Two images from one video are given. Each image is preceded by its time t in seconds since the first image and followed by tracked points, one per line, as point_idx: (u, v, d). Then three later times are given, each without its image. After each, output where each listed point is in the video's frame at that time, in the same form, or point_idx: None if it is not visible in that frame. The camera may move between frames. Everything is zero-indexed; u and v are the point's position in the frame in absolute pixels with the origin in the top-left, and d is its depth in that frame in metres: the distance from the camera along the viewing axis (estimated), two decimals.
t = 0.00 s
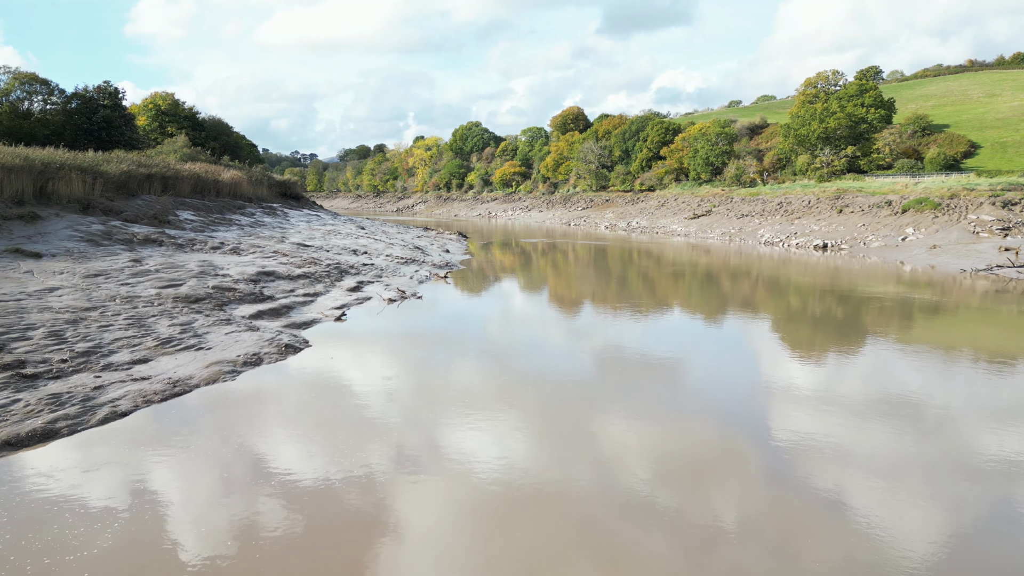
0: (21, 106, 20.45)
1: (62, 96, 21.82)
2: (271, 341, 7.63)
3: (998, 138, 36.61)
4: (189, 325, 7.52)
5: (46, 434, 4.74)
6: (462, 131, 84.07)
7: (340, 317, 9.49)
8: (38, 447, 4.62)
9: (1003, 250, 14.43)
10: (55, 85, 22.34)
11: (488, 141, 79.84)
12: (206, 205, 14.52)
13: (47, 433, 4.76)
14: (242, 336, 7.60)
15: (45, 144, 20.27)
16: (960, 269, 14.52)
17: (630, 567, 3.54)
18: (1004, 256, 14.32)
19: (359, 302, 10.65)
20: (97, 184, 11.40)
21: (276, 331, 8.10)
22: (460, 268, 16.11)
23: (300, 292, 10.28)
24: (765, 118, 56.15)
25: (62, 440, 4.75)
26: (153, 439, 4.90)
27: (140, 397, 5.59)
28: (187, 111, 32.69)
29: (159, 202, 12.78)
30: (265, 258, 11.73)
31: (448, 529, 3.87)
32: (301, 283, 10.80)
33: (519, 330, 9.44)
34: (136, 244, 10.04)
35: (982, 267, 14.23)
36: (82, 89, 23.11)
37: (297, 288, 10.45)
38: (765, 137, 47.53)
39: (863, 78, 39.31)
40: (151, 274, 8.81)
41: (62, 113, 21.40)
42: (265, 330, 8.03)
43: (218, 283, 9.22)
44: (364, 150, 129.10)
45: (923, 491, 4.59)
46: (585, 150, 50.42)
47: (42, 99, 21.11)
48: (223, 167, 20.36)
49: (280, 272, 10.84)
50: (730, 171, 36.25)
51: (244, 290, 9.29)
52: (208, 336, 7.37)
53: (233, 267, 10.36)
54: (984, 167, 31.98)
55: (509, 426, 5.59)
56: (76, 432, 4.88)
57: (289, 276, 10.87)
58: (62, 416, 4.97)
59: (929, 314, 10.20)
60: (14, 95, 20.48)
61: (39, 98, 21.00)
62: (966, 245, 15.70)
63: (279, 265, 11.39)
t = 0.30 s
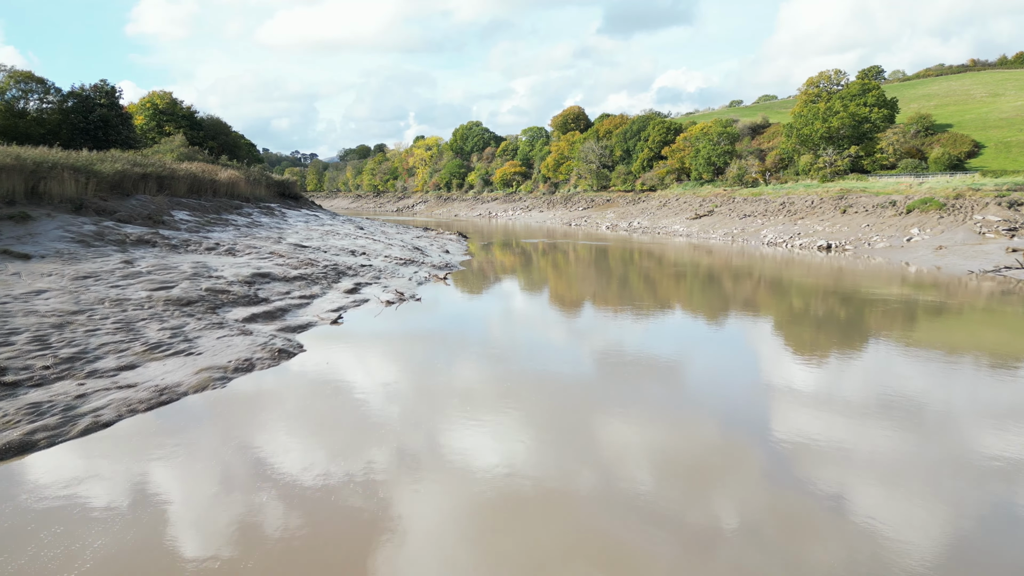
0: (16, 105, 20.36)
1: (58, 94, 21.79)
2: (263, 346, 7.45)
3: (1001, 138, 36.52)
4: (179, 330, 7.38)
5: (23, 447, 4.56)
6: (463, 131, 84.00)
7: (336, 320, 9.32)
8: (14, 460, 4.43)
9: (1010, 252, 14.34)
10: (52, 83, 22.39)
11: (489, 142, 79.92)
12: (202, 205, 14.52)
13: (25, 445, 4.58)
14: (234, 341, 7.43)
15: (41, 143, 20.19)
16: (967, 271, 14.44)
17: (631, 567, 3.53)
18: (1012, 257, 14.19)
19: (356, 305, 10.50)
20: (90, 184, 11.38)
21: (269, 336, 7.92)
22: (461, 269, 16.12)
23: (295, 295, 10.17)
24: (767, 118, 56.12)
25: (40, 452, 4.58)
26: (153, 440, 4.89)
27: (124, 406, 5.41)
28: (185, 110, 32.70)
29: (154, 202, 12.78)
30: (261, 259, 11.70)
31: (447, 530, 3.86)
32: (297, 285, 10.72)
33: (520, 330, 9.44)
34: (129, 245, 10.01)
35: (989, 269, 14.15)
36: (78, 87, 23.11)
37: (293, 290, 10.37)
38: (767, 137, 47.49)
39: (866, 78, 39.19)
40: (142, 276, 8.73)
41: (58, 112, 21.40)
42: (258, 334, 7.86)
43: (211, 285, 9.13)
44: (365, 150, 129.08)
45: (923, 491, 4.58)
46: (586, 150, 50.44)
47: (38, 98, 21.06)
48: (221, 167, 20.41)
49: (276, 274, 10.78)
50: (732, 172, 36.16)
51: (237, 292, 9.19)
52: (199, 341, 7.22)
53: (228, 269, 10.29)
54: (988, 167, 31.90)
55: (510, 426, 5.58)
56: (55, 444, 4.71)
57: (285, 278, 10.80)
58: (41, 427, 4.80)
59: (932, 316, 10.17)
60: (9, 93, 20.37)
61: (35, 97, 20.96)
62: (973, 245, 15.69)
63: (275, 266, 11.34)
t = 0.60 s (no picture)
0: (11, 103, 20.61)
1: (54, 92, 21.94)
2: (254, 352, 7.16)
3: (1006, 138, 36.43)
4: (167, 335, 7.12)
5: None
6: (463, 131, 83.92)
7: (331, 323, 9.03)
8: None
9: (1019, 254, 14.30)
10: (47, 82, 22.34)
11: (490, 142, 79.94)
12: (196, 205, 14.49)
13: None
14: (224, 346, 7.18)
15: (36, 139, 20.23)
16: (975, 272, 14.36)
17: (632, 568, 3.52)
18: (1020, 258, 14.13)
19: (351, 309, 10.24)
20: (82, 183, 11.31)
21: (261, 341, 7.64)
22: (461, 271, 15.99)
23: (290, 297, 9.97)
24: (769, 117, 56.10)
25: (11, 468, 4.30)
26: (152, 441, 4.86)
27: (105, 417, 5.13)
28: (182, 108, 32.61)
29: (147, 202, 12.73)
30: (256, 261, 11.59)
31: (449, 530, 3.85)
32: (292, 287, 10.54)
33: (521, 330, 9.44)
34: (120, 246, 9.88)
35: (997, 270, 14.05)
36: (74, 86, 23.05)
37: (287, 292, 10.18)
38: (769, 137, 47.46)
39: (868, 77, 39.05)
40: (131, 278, 8.53)
41: (53, 110, 21.54)
42: (249, 339, 7.61)
43: (202, 287, 8.92)
44: (365, 150, 128.89)
45: (926, 491, 4.57)
46: (587, 150, 50.44)
47: (33, 95, 21.27)
48: (218, 166, 20.43)
49: (270, 275, 10.61)
50: (735, 171, 35.95)
51: (229, 295, 8.98)
52: (187, 346, 6.97)
53: (221, 271, 10.13)
54: (993, 167, 31.81)
55: (511, 426, 5.57)
56: (27, 460, 4.43)
57: (279, 279, 10.63)
58: (14, 441, 4.52)
59: (936, 318, 10.08)
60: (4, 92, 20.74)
61: (30, 96, 21.17)
62: (979, 246, 15.62)
63: (270, 268, 11.22)
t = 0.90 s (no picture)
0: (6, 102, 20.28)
1: (48, 91, 21.86)
2: (242, 360, 6.88)
3: (1010, 138, 36.35)
4: (152, 341, 6.82)
5: None
6: (463, 130, 83.95)
7: (324, 327, 8.76)
8: None
9: None
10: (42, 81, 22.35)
11: (490, 141, 79.94)
12: (190, 205, 14.43)
13: None
14: (211, 353, 6.90)
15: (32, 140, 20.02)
16: (984, 274, 14.24)
17: (634, 567, 3.51)
18: None
19: (346, 313, 10.00)
20: (72, 183, 11.19)
21: (251, 348, 7.37)
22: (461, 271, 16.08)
23: (283, 301, 9.73)
24: (772, 117, 56.05)
25: None
26: (151, 442, 4.85)
27: (79, 432, 4.82)
28: (179, 107, 32.43)
29: (140, 202, 12.63)
30: (249, 263, 11.44)
31: (450, 530, 3.83)
32: (286, 290, 10.33)
33: (522, 330, 9.43)
34: (109, 248, 9.65)
35: (1007, 272, 13.94)
36: (69, 84, 23.15)
37: (281, 296, 9.98)
38: (772, 136, 47.41)
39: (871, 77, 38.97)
40: (118, 281, 8.25)
41: (48, 109, 21.47)
42: (239, 346, 7.33)
43: (192, 290, 8.66)
44: (365, 150, 128.88)
45: (927, 490, 4.57)
46: (588, 150, 50.39)
47: (27, 94, 21.03)
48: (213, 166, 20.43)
49: (264, 278, 10.40)
50: (737, 171, 35.93)
51: (220, 299, 8.74)
52: (173, 353, 6.68)
53: (213, 273, 9.91)
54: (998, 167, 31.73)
55: (512, 426, 5.57)
56: None
57: (273, 282, 10.42)
58: None
59: (940, 319, 10.05)
60: None
61: (24, 95, 20.89)
62: (987, 248, 15.57)
63: (263, 270, 11.06)
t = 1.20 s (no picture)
0: None
1: (42, 90, 21.56)
2: (229, 367, 6.55)
3: (1015, 138, 36.30)
4: (135, 348, 6.52)
5: None
6: (463, 130, 83.98)
7: (317, 333, 8.43)
8: None
9: None
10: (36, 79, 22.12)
11: (490, 141, 80.00)
12: (184, 205, 14.28)
13: None
14: (197, 360, 6.59)
15: (25, 139, 20.02)
16: (993, 275, 14.15)
17: (634, 568, 3.50)
18: None
19: (340, 316, 9.68)
20: (61, 183, 10.99)
21: (239, 354, 7.05)
22: (461, 271, 16.12)
23: (275, 305, 9.43)
24: (774, 117, 55.99)
25: None
26: (149, 443, 4.82)
27: (48, 448, 4.51)
28: (176, 106, 32.31)
29: (132, 202, 12.46)
30: (242, 264, 11.21)
31: (451, 531, 3.82)
32: (279, 293, 10.06)
33: (523, 330, 9.42)
34: (96, 249, 9.43)
35: (1017, 273, 13.83)
36: (64, 82, 22.94)
37: (273, 298, 9.69)
38: (775, 136, 47.38)
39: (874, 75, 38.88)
40: (103, 284, 7.96)
41: (42, 108, 21.28)
42: (226, 352, 7.01)
43: (180, 294, 8.37)
44: (365, 149, 128.85)
45: (928, 491, 4.55)
46: (589, 149, 50.39)
47: (21, 93, 20.76)
48: (209, 165, 20.30)
49: (256, 280, 10.10)
50: (739, 171, 35.91)
51: (209, 302, 8.45)
52: (156, 361, 6.38)
53: (203, 275, 9.64)
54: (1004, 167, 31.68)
55: (513, 425, 5.56)
56: None
57: (265, 284, 10.13)
58: None
59: (944, 321, 10.03)
60: None
61: (18, 93, 20.60)
62: (996, 249, 15.48)
63: (256, 272, 10.81)
